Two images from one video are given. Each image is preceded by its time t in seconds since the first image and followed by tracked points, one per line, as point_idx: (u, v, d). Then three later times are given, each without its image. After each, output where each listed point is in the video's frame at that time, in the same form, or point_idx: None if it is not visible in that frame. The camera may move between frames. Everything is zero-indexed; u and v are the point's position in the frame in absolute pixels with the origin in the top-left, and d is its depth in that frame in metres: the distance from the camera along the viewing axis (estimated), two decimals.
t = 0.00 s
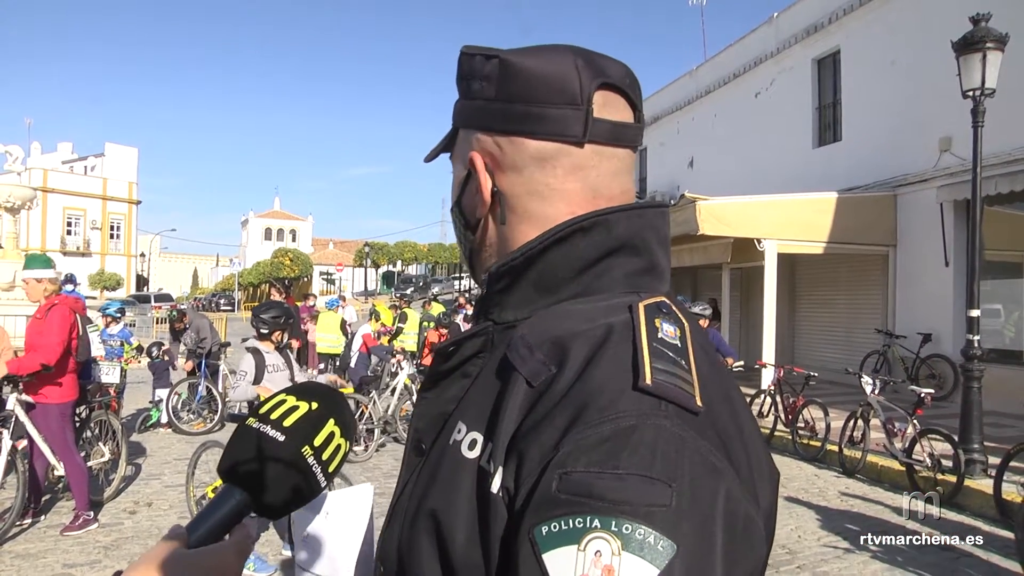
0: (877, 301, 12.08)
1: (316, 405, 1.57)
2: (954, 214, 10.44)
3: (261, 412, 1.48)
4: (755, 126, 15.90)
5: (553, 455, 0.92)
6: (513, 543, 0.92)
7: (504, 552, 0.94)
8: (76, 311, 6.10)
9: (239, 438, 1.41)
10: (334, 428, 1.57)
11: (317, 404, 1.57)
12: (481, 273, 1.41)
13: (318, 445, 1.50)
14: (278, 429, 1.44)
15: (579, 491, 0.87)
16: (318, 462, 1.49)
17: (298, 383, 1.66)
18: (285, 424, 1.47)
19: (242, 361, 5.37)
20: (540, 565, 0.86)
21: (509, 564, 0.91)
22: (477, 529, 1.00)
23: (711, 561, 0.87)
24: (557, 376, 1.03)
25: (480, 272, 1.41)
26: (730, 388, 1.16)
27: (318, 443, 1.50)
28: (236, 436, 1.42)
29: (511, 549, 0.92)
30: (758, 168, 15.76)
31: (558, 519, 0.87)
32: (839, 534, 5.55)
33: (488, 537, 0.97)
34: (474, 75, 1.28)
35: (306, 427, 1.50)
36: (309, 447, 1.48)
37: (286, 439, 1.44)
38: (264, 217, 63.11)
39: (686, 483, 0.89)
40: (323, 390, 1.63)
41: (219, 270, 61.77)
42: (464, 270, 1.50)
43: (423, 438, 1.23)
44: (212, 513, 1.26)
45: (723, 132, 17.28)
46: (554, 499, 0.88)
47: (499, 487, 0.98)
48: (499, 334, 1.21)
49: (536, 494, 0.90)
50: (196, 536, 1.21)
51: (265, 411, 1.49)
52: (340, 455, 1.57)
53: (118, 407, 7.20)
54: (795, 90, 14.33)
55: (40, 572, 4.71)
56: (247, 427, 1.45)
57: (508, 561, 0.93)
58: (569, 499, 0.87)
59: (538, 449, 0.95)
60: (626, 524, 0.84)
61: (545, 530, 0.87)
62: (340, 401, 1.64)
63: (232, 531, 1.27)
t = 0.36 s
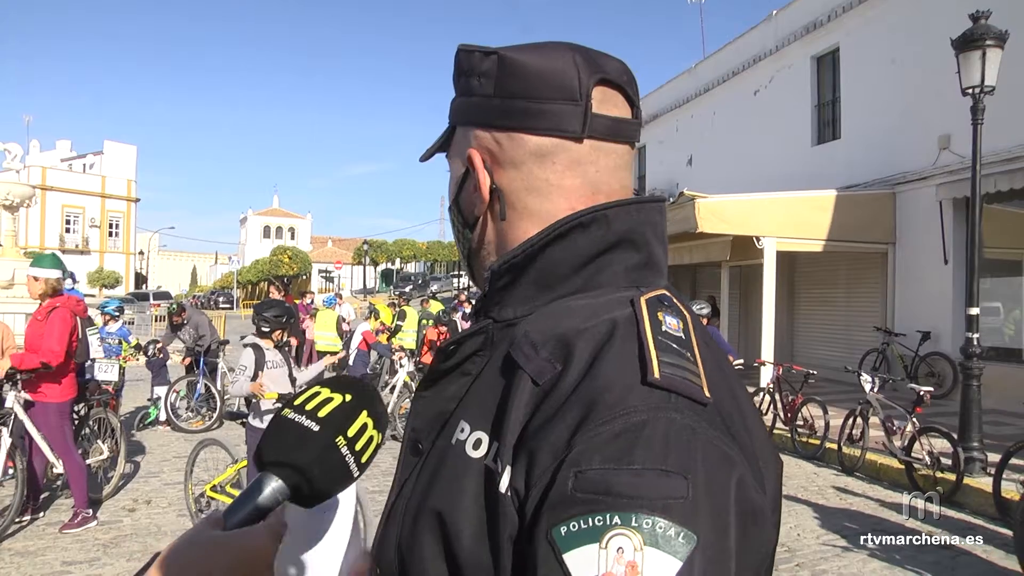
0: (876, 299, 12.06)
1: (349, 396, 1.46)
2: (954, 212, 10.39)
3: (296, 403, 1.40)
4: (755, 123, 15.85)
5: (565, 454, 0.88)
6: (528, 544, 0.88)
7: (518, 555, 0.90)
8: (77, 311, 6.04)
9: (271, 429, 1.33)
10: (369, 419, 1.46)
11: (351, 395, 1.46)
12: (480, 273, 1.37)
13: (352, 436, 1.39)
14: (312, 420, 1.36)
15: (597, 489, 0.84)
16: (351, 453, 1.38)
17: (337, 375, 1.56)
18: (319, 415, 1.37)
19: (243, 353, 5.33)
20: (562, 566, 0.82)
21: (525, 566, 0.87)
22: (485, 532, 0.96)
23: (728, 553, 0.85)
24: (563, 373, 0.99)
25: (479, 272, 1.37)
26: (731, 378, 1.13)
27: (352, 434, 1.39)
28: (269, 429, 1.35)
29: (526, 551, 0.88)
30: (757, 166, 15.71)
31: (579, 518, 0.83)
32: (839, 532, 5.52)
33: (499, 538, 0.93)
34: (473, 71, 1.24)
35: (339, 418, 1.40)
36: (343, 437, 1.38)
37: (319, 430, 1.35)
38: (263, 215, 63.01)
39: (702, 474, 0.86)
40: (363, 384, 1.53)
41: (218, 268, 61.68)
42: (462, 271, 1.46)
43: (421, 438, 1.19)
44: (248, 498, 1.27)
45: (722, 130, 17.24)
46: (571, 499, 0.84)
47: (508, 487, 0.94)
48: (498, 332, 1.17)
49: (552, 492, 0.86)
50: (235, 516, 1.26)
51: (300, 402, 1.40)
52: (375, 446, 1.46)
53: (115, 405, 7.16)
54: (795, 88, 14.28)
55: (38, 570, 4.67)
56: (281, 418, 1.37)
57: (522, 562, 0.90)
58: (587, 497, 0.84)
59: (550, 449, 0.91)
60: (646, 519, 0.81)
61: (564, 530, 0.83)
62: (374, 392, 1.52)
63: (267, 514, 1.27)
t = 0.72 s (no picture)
0: (876, 300, 12.05)
1: (357, 392, 1.48)
2: (954, 213, 10.39)
3: (306, 400, 1.42)
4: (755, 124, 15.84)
5: (554, 454, 0.88)
6: (520, 544, 0.88)
7: (511, 555, 0.90)
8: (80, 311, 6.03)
9: (281, 424, 1.35)
10: (377, 414, 1.46)
11: (359, 391, 1.48)
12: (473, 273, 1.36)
13: (360, 430, 1.40)
14: (321, 415, 1.37)
15: (588, 488, 0.83)
16: (361, 448, 1.40)
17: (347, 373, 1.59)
18: (328, 411, 1.39)
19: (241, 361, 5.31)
20: (555, 565, 0.82)
21: (519, 567, 0.87)
22: (477, 532, 0.95)
23: (722, 547, 0.85)
24: (552, 372, 0.98)
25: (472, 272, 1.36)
26: (721, 368, 1.12)
27: (360, 429, 1.41)
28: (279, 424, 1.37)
29: (518, 552, 0.88)
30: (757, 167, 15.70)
31: (569, 518, 0.83)
32: (838, 533, 5.51)
33: (491, 539, 0.92)
34: (465, 71, 1.24)
35: (348, 412, 1.41)
36: (352, 433, 1.40)
37: (329, 424, 1.37)
38: (264, 215, 62.99)
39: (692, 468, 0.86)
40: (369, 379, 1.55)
41: (218, 267, 61.68)
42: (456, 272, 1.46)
43: (412, 438, 1.18)
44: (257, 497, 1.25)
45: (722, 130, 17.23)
46: (562, 498, 0.84)
47: (498, 488, 0.93)
48: (488, 332, 1.17)
49: (543, 493, 0.86)
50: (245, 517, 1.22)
51: (309, 399, 1.43)
52: (386, 441, 1.47)
53: (115, 404, 7.16)
54: (795, 89, 14.27)
55: (37, 569, 4.67)
56: (290, 415, 1.39)
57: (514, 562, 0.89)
58: (579, 495, 0.83)
59: (540, 448, 0.90)
60: (637, 515, 0.81)
61: (556, 530, 0.83)
62: (385, 388, 1.53)
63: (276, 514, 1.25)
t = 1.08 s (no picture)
0: (876, 299, 12.05)
1: (342, 394, 1.44)
2: (954, 213, 10.38)
3: (291, 402, 1.38)
4: (754, 124, 15.83)
5: (521, 447, 0.87)
6: (484, 540, 0.87)
7: (476, 550, 0.89)
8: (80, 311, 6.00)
9: (265, 429, 1.32)
10: (361, 415, 1.43)
11: (344, 393, 1.44)
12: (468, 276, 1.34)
13: (346, 432, 1.37)
14: (306, 417, 1.34)
15: (548, 482, 0.82)
16: (345, 449, 1.36)
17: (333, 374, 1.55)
18: (313, 413, 1.35)
19: (243, 360, 5.31)
20: (514, 559, 0.82)
21: (484, 562, 0.86)
22: (449, 525, 0.95)
23: (686, 551, 0.83)
24: (528, 368, 0.97)
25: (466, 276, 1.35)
26: (706, 369, 1.09)
27: (346, 430, 1.37)
28: (264, 430, 1.33)
29: (483, 546, 0.87)
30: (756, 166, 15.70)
31: (529, 511, 0.82)
32: (838, 533, 5.50)
33: (462, 534, 0.91)
34: (452, 74, 1.24)
35: (333, 414, 1.37)
36: (337, 434, 1.36)
37: (314, 426, 1.33)
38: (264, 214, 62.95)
39: (656, 470, 0.84)
40: (356, 380, 1.51)
41: (218, 266, 61.64)
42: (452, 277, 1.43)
43: (407, 435, 1.18)
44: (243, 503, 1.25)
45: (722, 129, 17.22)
46: (524, 491, 0.83)
47: (471, 481, 0.92)
48: (475, 329, 1.15)
49: (507, 486, 0.85)
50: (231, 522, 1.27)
51: (293, 401, 1.38)
52: (370, 442, 1.44)
53: (115, 404, 7.15)
54: (795, 88, 14.26)
55: (36, 569, 4.66)
56: (275, 418, 1.34)
57: (480, 558, 0.88)
58: (540, 490, 0.82)
59: (509, 441, 0.89)
60: (595, 513, 0.80)
61: (517, 522, 0.82)
62: (368, 389, 1.50)
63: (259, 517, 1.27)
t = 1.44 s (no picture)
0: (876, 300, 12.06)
1: (341, 393, 1.49)
2: (955, 214, 10.40)
3: (289, 400, 1.42)
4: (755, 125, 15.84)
5: (518, 449, 0.89)
6: (484, 543, 0.88)
7: (476, 554, 0.90)
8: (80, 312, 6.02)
9: (266, 426, 1.36)
10: (361, 414, 1.48)
11: (343, 391, 1.49)
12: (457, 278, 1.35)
13: (345, 430, 1.42)
14: (305, 415, 1.39)
15: (547, 484, 0.84)
16: (345, 447, 1.41)
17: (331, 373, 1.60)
18: (313, 410, 1.40)
19: (244, 360, 5.36)
20: (514, 561, 0.83)
21: (482, 566, 0.88)
22: (446, 529, 0.96)
23: (686, 551, 0.84)
24: (522, 370, 0.99)
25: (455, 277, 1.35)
26: (698, 366, 1.11)
27: (345, 428, 1.42)
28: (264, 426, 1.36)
29: (482, 548, 0.88)
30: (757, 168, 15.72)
31: (528, 514, 0.83)
32: (838, 533, 5.52)
33: (459, 538, 0.93)
34: (435, 77, 1.26)
35: (333, 412, 1.42)
36: (337, 432, 1.41)
37: (314, 424, 1.38)
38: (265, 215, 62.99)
39: (654, 469, 0.86)
40: (352, 378, 1.56)
41: (218, 267, 61.71)
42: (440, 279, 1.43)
43: (398, 438, 1.19)
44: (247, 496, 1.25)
45: (722, 130, 17.24)
46: (523, 494, 0.85)
47: (467, 485, 0.94)
48: (465, 332, 1.17)
49: (506, 489, 0.87)
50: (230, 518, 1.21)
51: (292, 398, 1.43)
52: (369, 440, 1.49)
53: (117, 405, 7.18)
54: (795, 89, 14.27)
55: (37, 569, 4.67)
56: (274, 416, 1.38)
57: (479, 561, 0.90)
58: (538, 492, 0.84)
59: (505, 445, 0.91)
60: (596, 514, 0.82)
61: (516, 526, 0.84)
62: (367, 388, 1.55)
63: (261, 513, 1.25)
